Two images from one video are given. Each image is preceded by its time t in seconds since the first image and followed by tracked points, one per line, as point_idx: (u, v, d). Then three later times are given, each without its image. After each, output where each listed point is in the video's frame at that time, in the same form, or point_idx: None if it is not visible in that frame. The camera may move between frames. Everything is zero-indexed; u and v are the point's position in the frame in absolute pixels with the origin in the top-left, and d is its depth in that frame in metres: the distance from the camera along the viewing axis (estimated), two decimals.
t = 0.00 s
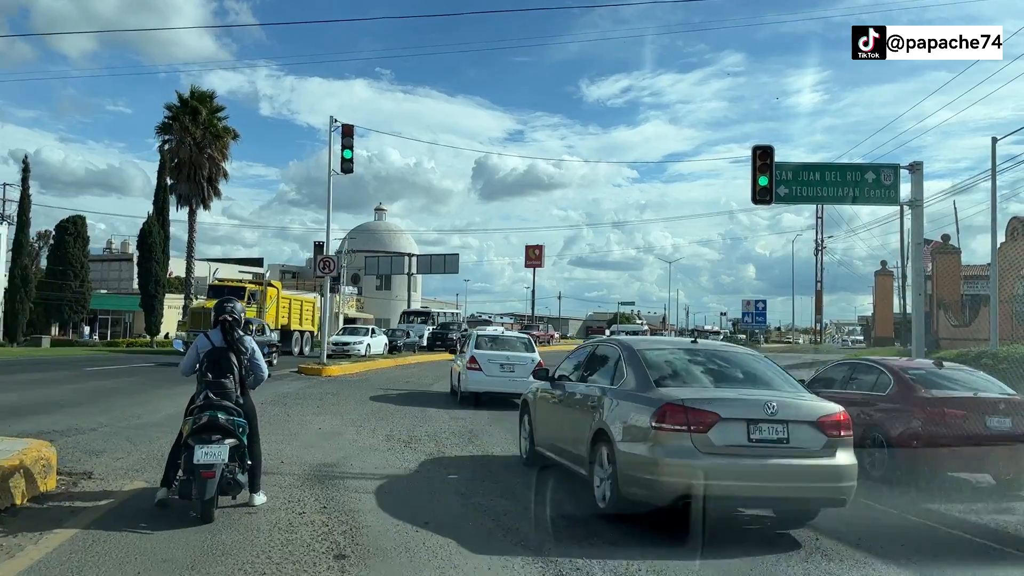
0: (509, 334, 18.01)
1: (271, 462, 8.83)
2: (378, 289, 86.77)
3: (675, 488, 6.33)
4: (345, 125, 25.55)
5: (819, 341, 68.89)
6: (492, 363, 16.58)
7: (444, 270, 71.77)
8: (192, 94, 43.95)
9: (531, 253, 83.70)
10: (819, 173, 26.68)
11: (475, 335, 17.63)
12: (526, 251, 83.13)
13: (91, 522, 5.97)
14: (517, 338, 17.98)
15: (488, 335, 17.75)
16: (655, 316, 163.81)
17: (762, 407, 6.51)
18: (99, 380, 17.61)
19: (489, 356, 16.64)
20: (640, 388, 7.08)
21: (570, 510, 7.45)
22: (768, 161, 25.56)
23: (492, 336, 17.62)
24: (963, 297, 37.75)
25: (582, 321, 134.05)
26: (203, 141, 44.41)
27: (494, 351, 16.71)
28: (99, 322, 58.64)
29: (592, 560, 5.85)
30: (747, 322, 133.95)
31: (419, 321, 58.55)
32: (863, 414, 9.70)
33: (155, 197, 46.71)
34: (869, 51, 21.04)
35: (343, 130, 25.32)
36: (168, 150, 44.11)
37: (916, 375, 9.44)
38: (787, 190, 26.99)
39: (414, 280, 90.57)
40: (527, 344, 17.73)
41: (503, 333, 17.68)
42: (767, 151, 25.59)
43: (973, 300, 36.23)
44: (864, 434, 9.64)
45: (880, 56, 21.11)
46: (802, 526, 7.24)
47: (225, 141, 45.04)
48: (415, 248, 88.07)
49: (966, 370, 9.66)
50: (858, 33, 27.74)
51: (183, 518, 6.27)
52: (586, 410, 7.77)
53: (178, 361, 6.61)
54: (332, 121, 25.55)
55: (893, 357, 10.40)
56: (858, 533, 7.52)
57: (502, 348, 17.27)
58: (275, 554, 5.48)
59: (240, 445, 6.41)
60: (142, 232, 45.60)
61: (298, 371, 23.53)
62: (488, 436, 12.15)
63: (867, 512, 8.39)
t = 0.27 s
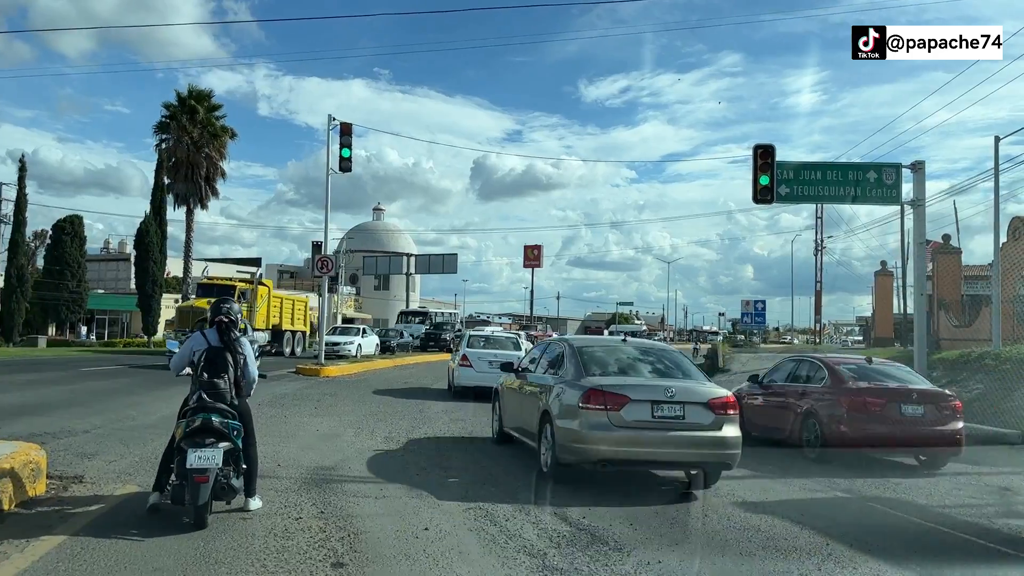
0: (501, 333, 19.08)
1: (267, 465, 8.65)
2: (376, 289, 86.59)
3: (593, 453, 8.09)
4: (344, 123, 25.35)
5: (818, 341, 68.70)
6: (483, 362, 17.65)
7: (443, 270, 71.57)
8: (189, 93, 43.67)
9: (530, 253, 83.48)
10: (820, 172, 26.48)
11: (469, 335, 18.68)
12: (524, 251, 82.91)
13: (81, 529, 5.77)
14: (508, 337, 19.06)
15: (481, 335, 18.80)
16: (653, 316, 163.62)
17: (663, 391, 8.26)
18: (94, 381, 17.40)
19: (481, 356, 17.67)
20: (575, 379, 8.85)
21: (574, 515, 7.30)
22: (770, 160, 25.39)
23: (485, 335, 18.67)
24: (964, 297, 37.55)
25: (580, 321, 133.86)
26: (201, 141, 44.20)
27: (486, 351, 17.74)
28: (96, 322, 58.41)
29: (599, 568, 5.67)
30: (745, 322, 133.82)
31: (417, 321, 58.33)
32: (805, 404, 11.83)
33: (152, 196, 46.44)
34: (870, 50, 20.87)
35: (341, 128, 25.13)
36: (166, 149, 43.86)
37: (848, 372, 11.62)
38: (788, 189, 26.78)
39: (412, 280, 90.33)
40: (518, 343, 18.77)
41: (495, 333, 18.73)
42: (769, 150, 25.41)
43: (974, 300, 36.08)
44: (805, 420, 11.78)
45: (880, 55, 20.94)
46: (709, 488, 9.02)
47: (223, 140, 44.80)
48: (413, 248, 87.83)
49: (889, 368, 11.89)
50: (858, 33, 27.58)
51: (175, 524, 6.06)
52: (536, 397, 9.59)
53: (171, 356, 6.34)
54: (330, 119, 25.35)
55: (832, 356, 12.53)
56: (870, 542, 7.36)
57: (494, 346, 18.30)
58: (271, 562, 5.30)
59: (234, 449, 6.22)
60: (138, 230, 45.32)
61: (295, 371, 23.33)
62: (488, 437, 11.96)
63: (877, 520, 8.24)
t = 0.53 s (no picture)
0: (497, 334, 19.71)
1: (263, 467, 8.47)
2: (375, 289, 86.41)
3: (544, 428, 9.92)
4: (342, 121, 25.17)
5: (818, 341, 68.54)
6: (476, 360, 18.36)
7: (442, 269, 71.38)
8: (187, 92, 43.48)
9: (528, 253, 83.29)
10: (822, 172, 26.32)
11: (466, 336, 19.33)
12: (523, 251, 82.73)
13: (71, 535, 5.59)
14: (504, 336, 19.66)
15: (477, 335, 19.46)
16: (652, 316, 163.15)
17: (602, 378, 10.09)
18: (90, 381, 17.20)
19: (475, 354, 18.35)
20: (534, 370, 10.61)
21: (578, 519, 7.13)
22: (771, 159, 25.23)
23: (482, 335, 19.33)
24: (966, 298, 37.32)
25: (579, 320, 133.59)
26: (199, 140, 43.99)
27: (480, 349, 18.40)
28: (94, 322, 58.17)
29: (604, 574, 5.51)
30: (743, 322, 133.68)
31: (416, 321, 58.16)
32: (757, 396, 13.69)
33: (150, 195, 46.26)
34: (872, 49, 20.71)
35: (339, 126, 24.94)
36: (163, 148, 43.69)
37: (796, 369, 13.48)
38: (790, 189, 26.62)
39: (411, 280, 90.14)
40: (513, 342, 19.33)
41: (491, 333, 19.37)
42: (770, 150, 25.26)
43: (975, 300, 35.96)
44: (758, 410, 13.63)
45: (882, 54, 20.79)
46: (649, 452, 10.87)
47: (221, 139, 44.64)
48: (412, 247, 87.63)
49: (831, 365, 13.88)
50: (858, 33, 27.44)
51: (168, 529, 5.88)
52: (502, 384, 11.44)
53: (168, 356, 6.14)
54: (328, 118, 25.16)
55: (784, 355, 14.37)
56: (881, 547, 7.19)
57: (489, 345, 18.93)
58: (267, 570, 5.12)
59: (229, 452, 6.03)
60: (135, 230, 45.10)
61: (293, 372, 23.12)
62: (489, 439, 11.79)
63: (886, 525, 8.08)
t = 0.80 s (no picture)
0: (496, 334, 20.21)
1: (261, 470, 8.32)
2: (374, 289, 86.27)
3: (512, 413, 11.39)
4: (341, 120, 25.03)
5: (817, 342, 68.40)
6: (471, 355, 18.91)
7: (441, 269, 71.21)
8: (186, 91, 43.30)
9: (528, 253, 83.13)
10: (823, 171, 26.18)
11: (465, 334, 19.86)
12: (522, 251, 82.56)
13: (61, 541, 5.44)
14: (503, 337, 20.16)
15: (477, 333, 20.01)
16: (651, 316, 163.07)
17: (561, 370, 11.55)
18: (86, 382, 17.05)
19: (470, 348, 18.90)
20: (504, 363, 12.13)
21: (582, 523, 6.98)
22: (772, 158, 25.10)
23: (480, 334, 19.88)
24: (967, 298, 37.16)
25: (578, 320, 133.48)
26: (197, 139, 43.78)
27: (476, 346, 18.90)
28: (92, 322, 58.00)
29: None
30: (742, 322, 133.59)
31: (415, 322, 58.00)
32: (719, 389, 14.29)
33: (148, 195, 46.10)
34: (872, 49, 20.59)
35: (338, 125, 24.80)
36: (162, 148, 43.53)
37: (757, 364, 14.06)
38: (791, 188, 26.49)
39: (410, 280, 90.00)
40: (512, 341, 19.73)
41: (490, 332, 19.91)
42: (771, 149, 25.12)
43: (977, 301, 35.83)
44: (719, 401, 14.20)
45: (883, 54, 20.67)
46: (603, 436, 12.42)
47: (219, 139, 44.48)
48: (411, 247, 87.47)
49: (790, 360, 14.39)
50: (859, 32, 27.35)
51: (161, 535, 5.73)
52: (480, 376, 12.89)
53: (165, 355, 5.99)
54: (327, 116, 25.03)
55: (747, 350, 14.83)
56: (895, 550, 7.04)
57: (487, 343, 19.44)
58: None
59: (225, 456, 5.88)
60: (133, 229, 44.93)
61: (291, 372, 22.98)
62: (490, 442, 11.63)
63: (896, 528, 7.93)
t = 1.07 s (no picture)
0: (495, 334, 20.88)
1: (258, 472, 8.17)
2: (372, 289, 86.13)
3: (489, 402, 13.19)
4: (340, 119, 24.89)
5: (817, 342, 68.27)
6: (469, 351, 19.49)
7: (440, 269, 71.06)
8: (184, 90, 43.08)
9: (526, 253, 82.99)
10: (824, 171, 26.04)
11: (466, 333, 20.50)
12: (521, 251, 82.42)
13: (52, 547, 5.30)
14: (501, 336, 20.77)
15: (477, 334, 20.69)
16: (650, 316, 162.98)
17: (531, 365, 13.31)
18: (83, 382, 16.90)
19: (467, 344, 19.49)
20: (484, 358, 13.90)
21: (585, 528, 6.85)
22: (774, 158, 24.96)
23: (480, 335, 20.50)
24: (969, 298, 37.00)
25: (577, 321, 133.39)
26: (196, 139, 43.76)
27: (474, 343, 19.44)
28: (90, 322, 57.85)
29: None
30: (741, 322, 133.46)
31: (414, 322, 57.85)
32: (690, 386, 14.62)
33: (147, 194, 45.94)
34: (871, 49, 20.49)
35: (337, 124, 24.66)
36: (160, 147, 43.36)
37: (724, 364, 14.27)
38: (792, 188, 26.36)
39: (409, 280, 89.85)
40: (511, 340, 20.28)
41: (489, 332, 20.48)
42: (773, 148, 24.99)
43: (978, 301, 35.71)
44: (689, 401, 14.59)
45: (882, 54, 20.55)
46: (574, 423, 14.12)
47: (218, 138, 44.32)
48: (409, 247, 87.33)
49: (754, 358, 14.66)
50: (859, 32, 27.29)
51: (156, 540, 5.59)
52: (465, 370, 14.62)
53: (161, 356, 5.85)
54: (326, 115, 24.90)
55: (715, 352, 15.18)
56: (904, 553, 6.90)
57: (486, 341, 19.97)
58: None
59: (222, 459, 5.74)
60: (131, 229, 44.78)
61: (290, 372, 22.85)
62: (490, 443, 11.48)
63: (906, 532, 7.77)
